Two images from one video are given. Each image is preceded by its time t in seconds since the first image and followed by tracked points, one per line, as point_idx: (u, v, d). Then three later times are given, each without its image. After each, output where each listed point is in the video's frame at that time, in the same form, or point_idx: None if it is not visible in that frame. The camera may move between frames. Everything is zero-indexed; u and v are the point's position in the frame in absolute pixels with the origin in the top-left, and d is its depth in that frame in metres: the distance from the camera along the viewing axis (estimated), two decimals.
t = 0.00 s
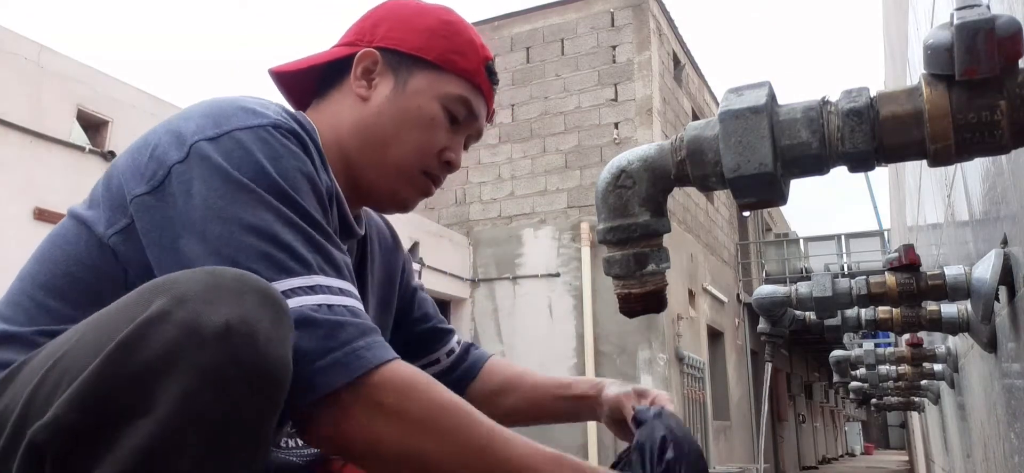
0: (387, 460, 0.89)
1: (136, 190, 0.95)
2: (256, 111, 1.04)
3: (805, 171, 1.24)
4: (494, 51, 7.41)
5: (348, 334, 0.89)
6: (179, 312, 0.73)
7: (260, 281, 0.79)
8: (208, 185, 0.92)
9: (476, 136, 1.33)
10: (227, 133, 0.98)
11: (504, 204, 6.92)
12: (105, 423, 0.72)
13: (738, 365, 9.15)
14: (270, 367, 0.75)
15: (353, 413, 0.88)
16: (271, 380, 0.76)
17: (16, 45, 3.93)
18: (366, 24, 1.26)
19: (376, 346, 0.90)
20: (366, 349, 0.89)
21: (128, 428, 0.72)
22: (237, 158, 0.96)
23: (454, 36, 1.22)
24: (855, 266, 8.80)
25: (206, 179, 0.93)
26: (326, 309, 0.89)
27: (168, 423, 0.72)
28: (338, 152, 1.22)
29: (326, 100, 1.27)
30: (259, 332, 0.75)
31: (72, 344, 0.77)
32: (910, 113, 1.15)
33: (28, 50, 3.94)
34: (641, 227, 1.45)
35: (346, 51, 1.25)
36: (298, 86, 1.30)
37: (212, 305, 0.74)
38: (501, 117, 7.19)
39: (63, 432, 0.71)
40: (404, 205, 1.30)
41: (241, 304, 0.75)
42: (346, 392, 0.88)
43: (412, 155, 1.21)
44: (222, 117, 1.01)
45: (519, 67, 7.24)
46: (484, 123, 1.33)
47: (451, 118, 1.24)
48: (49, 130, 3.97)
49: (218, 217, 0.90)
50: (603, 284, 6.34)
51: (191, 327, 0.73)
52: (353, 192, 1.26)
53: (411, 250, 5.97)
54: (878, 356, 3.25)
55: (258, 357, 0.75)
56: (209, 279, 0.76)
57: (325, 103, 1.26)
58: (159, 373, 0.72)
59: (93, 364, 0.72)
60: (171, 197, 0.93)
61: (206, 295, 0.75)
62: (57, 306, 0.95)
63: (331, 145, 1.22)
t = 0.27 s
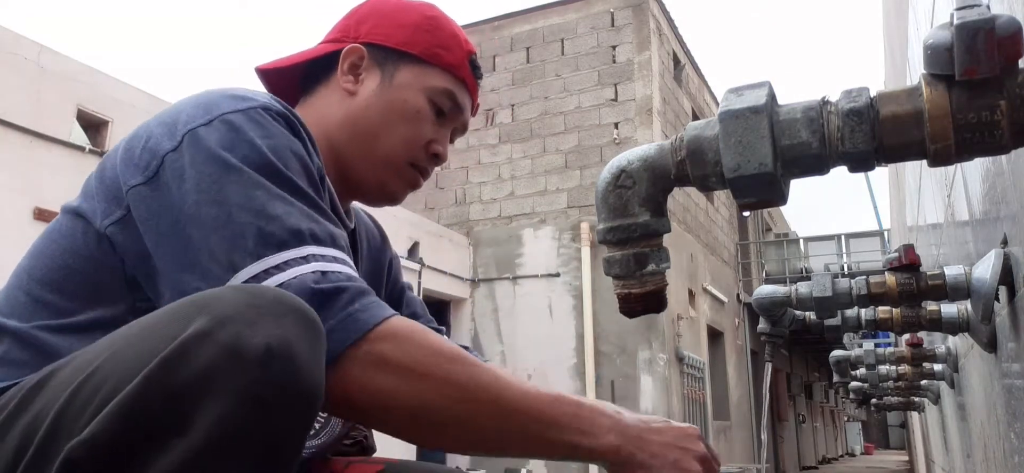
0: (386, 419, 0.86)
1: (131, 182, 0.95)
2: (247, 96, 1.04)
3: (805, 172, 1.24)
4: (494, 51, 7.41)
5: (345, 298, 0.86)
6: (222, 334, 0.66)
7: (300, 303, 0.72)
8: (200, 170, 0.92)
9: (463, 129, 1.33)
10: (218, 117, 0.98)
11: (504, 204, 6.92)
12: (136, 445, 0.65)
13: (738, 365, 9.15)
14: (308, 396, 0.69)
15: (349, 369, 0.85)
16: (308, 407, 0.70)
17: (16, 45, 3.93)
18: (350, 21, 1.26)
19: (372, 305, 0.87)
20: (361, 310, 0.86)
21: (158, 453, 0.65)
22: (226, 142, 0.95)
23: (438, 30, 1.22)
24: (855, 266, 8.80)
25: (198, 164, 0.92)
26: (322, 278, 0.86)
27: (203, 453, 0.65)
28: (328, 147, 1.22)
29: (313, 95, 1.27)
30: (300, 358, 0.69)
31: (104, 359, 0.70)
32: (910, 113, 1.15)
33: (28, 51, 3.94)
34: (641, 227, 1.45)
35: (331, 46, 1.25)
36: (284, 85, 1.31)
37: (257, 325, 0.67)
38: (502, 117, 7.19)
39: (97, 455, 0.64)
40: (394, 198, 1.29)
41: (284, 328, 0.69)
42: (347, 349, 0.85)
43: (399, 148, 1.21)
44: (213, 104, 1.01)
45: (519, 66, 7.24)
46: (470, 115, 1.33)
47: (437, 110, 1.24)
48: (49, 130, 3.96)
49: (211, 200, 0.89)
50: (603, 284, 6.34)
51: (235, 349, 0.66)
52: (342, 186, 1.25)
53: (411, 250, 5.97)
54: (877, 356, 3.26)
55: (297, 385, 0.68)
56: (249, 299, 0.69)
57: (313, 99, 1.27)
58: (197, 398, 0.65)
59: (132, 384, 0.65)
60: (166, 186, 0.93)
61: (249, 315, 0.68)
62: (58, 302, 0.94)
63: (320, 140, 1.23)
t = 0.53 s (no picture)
0: (397, 430, 0.83)
1: (139, 179, 0.93)
2: (260, 101, 1.03)
3: (805, 171, 1.24)
4: (494, 51, 7.41)
5: (362, 308, 0.84)
6: (246, 330, 0.67)
7: (320, 299, 0.72)
8: (213, 171, 0.90)
9: (461, 126, 1.31)
10: (228, 121, 0.97)
11: (504, 204, 6.92)
12: (166, 434, 0.68)
13: (738, 364, 9.15)
14: (327, 393, 0.69)
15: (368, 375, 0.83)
16: (326, 405, 0.69)
17: (16, 45, 3.93)
18: (346, 24, 1.27)
19: (386, 319, 0.85)
20: (378, 323, 0.84)
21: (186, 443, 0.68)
22: (238, 146, 0.94)
23: (431, 28, 1.22)
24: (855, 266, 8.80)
25: (210, 165, 0.91)
26: (338, 288, 0.84)
27: (226, 445, 0.67)
28: (326, 148, 1.22)
29: (311, 98, 1.28)
30: (320, 357, 0.68)
31: (129, 351, 0.72)
32: (910, 113, 1.15)
33: (28, 51, 3.94)
34: (641, 227, 1.44)
35: (327, 49, 1.26)
36: (285, 91, 1.32)
37: (278, 323, 0.68)
38: (502, 117, 7.19)
39: (124, 442, 0.67)
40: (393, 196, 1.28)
41: (306, 326, 0.69)
42: (365, 357, 0.83)
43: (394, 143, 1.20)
44: (223, 107, 1.00)
45: (519, 66, 7.24)
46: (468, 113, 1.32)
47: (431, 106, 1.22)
48: (49, 130, 3.96)
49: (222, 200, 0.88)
50: (603, 284, 6.33)
51: (258, 346, 0.67)
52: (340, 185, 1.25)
53: (411, 250, 5.97)
54: (877, 356, 3.26)
55: (317, 380, 0.68)
56: (274, 297, 0.69)
57: (311, 101, 1.27)
58: (222, 391, 0.67)
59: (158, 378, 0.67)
60: (174, 182, 0.91)
61: (272, 312, 0.68)
62: (65, 295, 0.94)
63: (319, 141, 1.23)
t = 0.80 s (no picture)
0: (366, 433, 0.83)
1: (127, 178, 0.93)
2: (245, 102, 1.04)
3: (805, 171, 1.24)
4: (494, 52, 7.41)
5: (350, 314, 0.85)
6: (169, 270, 0.59)
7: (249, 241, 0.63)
8: (202, 172, 0.91)
9: (462, 105, 1.28)
10: (216, 122, 0.97)
11: (504, 204, 6.92)
12: (91, 394, 0.58)
13: (738, 364, 9.15)
14: (268, 328, 0.61)
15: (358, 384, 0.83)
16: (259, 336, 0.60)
17: (16, 45, 3.92)
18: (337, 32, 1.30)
19: (373, 324, 0.86)
20: (366, 328, 0.84)
21: (112, 397, 0.58)
22: (226, 146, 0.95)
23: (410, 11, 1.22)
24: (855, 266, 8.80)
25: (199, 164, 0.91)
26: (326, 293, 0.86)
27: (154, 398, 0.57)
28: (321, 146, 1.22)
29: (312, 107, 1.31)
30: (253, 288, 0.60)
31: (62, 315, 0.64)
32: (909, 113, 1.15)
33: (28, 51, 3.94)
34: (641, 227, 1.44)
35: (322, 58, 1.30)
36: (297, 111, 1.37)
37: (203, 260, 0.59)
38: (502, 117, 7.19)
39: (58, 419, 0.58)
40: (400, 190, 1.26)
41: (235, 260, 0.60)
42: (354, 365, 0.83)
43: (386, 133, 1.18)
44: (210, 106, 1.00)
45: (519, 66, 7.24)
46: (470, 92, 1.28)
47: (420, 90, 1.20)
48: (48, 130, 3.96)
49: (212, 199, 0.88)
50: (603, 284, 6.33)
51: (181, 284, 0.58)
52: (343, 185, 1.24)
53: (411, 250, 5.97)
54: (877, 356, 3.26)
55: (249, 312, 0.59)
56: (201, 240, 0.61)
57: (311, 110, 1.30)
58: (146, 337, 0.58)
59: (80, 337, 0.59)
60: (162, 182, 0.91)
61: (199, 250, 0.60)
62: (60, 290, 0.94)
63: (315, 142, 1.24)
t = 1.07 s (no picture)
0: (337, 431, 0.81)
1: (113, 160, 0.95)
2: (233, 89, 1.04)
3: (805, 171, 1.24)
4: (494, 51, 7.41)
5: (310, 297, 0.84)
6: (148, 266, 0.58)
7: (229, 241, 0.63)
8: (182, 150, 0.92)
9: (412, 40, 1.30)
10: (199, 103, 0.99)
11: (504, 204, 6.92)
12: (71, 394, 0.57)
13: (738, 365, 9.15)
14: (247, 325, 0.59)
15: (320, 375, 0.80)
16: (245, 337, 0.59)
17: (16, 45, 3.93)
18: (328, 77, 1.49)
19: (337, 311, 0.85)
20: (327, 314, 0.83)
21: (94, 396, 0.57)
22: (206, 126, 0.96)
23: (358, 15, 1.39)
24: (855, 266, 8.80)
25: (179, 143, 0.92)
26: (290, 276, 0.85)
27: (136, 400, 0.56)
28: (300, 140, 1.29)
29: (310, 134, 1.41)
30: (232, 283, 0.59)
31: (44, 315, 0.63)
32: (910, 113, 1.15)
33: (28, 51, 3.94)
34: (641, 227, 1.44)
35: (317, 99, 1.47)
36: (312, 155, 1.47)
37: (183, 256, 0.58)
38: (501, 117, 7.19)
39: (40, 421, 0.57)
40: (366, 136, 1.23)
41: (215, 256, 0.60)
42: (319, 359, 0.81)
43: (323, 75, 1.27)
44: (197, 92, 1.01)
45: (519, 66, 7.24)
46: (419, 27, 1.31)
47: (362, 37, 1.31)
48: (49, 130, 3.96)
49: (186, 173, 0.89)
50: (603, 284, 6.33)
51: (161, 280, 0.57)
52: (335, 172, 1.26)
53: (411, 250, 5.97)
54: (877, 356, 3.26)
55: (230, 312, 0.58)
56: (180, 238, 0.61)
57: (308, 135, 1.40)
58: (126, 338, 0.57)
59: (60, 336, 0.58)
60: (142, 161, 0.92)
61: (179, 248, 0.59)
62: (50, 277, 0.96)
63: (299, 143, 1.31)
